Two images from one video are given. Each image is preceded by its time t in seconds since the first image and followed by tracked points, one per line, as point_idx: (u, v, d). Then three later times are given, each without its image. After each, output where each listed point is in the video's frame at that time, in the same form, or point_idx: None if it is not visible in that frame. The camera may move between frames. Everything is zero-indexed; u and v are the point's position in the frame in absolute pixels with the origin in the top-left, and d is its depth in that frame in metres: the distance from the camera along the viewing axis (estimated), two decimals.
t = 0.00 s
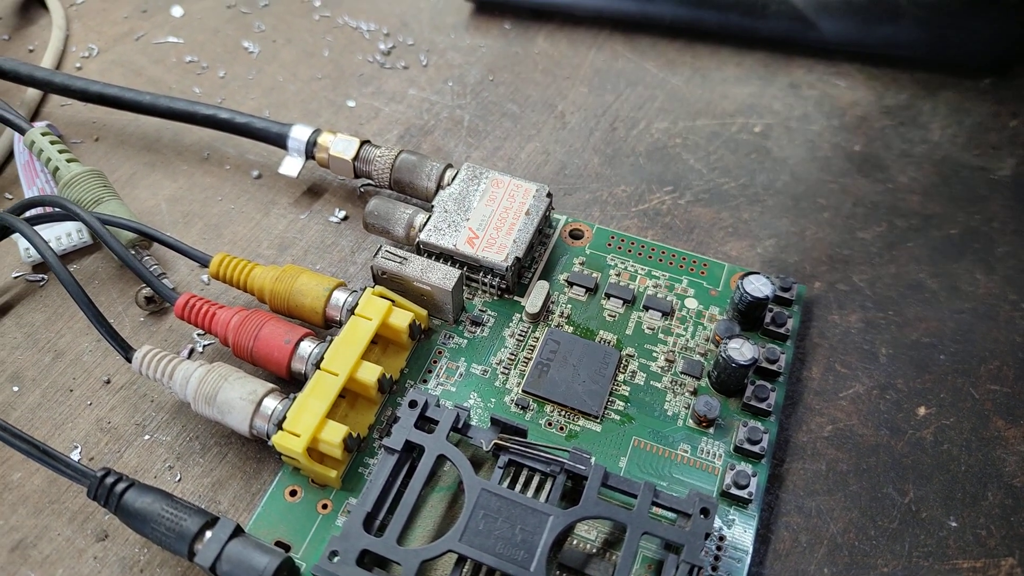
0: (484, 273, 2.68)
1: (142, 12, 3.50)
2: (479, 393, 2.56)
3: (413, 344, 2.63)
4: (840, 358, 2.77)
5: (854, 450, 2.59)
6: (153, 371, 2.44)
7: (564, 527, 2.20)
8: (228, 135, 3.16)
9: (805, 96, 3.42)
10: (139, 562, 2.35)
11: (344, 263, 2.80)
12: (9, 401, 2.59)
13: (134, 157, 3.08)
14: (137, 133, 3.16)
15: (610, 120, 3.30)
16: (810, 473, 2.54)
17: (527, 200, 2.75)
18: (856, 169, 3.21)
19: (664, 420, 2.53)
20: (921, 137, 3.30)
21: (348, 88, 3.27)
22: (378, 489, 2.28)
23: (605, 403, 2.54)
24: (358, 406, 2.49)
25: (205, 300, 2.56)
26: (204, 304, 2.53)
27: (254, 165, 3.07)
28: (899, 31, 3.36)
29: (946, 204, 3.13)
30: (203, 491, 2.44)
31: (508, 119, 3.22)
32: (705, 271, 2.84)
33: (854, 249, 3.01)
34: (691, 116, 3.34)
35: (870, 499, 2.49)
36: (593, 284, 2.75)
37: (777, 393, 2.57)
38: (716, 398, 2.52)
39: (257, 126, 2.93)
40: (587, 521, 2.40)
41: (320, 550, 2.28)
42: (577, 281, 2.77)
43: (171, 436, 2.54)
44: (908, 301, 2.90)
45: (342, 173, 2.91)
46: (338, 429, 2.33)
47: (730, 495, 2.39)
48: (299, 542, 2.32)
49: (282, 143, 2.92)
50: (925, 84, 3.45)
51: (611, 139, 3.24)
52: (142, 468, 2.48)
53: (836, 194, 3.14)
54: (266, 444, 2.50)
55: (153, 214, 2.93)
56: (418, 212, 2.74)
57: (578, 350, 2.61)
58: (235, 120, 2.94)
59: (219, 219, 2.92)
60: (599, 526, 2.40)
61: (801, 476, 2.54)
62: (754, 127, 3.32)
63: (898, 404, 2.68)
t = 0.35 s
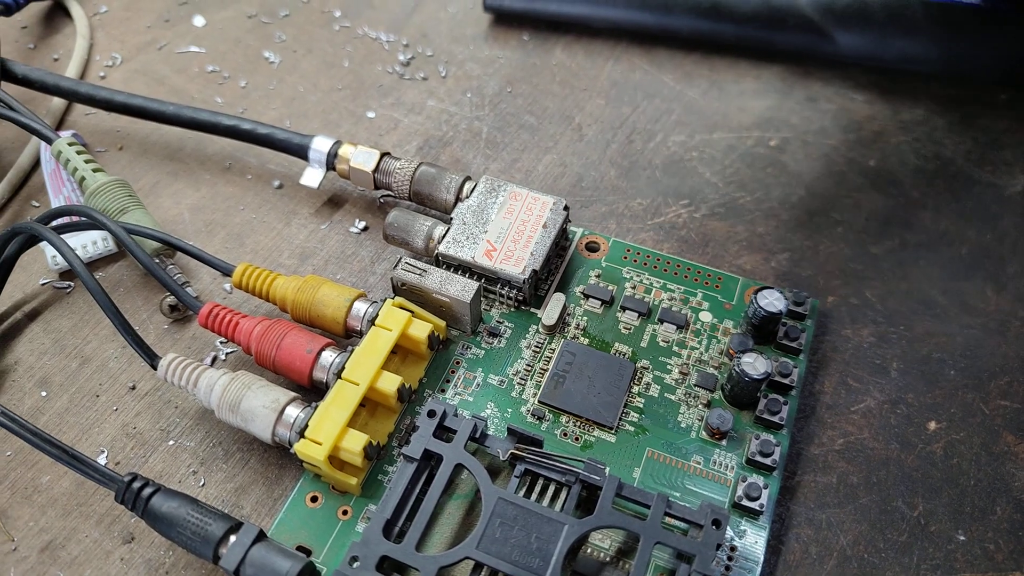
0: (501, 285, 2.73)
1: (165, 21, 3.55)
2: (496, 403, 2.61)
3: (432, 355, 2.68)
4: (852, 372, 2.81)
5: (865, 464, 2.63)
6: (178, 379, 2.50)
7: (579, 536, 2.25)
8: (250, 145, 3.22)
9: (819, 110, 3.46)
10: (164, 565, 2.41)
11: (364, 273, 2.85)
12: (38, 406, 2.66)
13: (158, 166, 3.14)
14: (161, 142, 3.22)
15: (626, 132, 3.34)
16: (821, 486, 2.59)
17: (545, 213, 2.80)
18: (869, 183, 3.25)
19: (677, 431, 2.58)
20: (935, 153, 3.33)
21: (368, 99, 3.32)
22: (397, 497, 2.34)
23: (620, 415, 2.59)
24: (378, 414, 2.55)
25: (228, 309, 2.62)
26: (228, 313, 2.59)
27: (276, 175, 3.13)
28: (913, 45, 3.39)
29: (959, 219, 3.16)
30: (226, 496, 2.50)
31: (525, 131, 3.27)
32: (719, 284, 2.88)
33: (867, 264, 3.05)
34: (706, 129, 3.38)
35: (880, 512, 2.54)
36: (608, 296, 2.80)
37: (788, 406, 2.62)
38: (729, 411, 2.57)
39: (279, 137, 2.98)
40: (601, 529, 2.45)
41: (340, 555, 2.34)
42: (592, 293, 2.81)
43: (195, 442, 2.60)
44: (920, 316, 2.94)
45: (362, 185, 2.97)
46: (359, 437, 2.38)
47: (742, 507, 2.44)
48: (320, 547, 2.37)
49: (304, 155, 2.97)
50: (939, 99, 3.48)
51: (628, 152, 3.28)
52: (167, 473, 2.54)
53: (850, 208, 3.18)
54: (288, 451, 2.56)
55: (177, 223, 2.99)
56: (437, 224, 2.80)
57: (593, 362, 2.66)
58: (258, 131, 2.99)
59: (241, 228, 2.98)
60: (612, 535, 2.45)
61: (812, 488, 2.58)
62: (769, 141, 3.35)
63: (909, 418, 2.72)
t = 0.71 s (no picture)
0: (508, 280, 2.72)
1: (168, 13, 3.52)
2: (503, 399, 2.60)
3: (438, 350, 2.67)
4: (859, 369, 2.80)
5: (872, 461, 2.62)
6: (183, 373, 2.49)
7: (585, 532, 2.25)
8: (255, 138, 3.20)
9: (827, 105, 3.44)
10: (169, 560, 2.40)
11: (370, 268, 2.84)
12: (41, 401, 2.65)
13: (162, 160, 3.12)
14: (164, 135, 3.20)
15: (633, 127, 3.32)
16: (827, 482, 2.58)
17: (552, 208, 2.79)
18: (877, 179, 3.24)
19: (684, 428, 2.57)
20: (943, 149, 3.32)
21: (373, 92, 3.30)
22: (404, 492, 2.33)
23: (627, 411, 2.58)
24: (384, 410, 2.54)
25: (233, 304, 2.61)
26: (233, 308, 2.57)
27: (281, 169, 3.11)
28: (924, 42, 3.36)
29: (966, 216, 3.15)
30: (231, 492, 2.49)
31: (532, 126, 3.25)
32: (727, 281, 2.88)
33: (874, 260, 3.04)
34: (714, 125, 3.36)
35: (886, 509, 2.54)
36: (616, 292, 2.79)
37: (795, 403, 2.61)
38: (736, 408, 2.56)
39: (284, 130, 2.96)
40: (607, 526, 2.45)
41: (346, 551, 2.33)
42: (600, 289, 2.80)
43: (200, 437, 2.59)
44: (927, 313, 2.93)
45: (368, 179, 2.95)
46: (365, 433, 2.37)
47: (748, 503, 2.44)
48: (326, 543, 2.37)
49: (309, 148, 2.95)
50: (947, 95, 3.47)
51: (635, 147, 3.26)
52: (172, 468, 2.53)
53: (857, 205, 3.17)
54: (293, 446, 2.55)
55: (181, 217, 2.97)
56: (444, 219, 2.78)
57: (600, 358, 2.65)
58: (262, 124, 2.97)
59: (246, 222, 2.96)
60: (619, 532, 2.44)
61: (818, 485, 2.58)
62: (777, 137, 3.34)
63: (916, 415, 2.72)
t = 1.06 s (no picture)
0: (516, 275, 2.71)
1: (173, 8, 3.51)
2: (511, 395, 2.60)
3: (446, 346, 2.67)
4: (868, 363, 2.80)
5: (881, 456, 2.62)
6: (191, 369, 2.48)
7: (595, 528, 2.25)
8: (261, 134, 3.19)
9: (835, 100, 3.43)
10: (179, 556, 2.40)
11: (377, 264, 2.83)
12: (50, 397, 2.65)
13: (168, 155, 3.11)
14: (169, 130, 3.19)
15: (639, 122, 3.31)
16: (836, 477, 2.58)
17: (560, 203, 2.79)
18: (885, 174, 3.23)
19: (693, 423, 2.57)
20: (951, 143, 3.31)
21: (379, 87, 3.29)
22: (413, 488, 2.33)
23: (635, 407, 2.58)
24: (392, 405, 2.54)
25: (241, 300, 2.60)
26: (241, 304, 2.57)
27: (287, 164, 3.10)
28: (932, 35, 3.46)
29: (974, 211, 3.14)
30: (240, 488, 2.49)
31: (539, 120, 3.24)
32: (735, 276, 2.87)
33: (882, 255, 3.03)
34: (721, 119, 3.35)
35: (895, 504, 2.53)
36: (623, 288, 2.78)
37: (804, 398, 2.61)
38: (745, 403, 2.56)
39: (291, 126, 2.95)
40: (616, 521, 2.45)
41: (356, 547, 2.34)
42: (607, 284, 2.79)
43: (208, 433, 2.59)
44: (935, 308, 2.93)
45: (375, 174, 2.94)
46: (375, 429, 2.37)
47: (757, 499, 2.44)
48: (335, 539, 2.37)
49: (316, 144, 2.94)
50: (954, 89, 3.45)
51: (641, 142, 3.25)
52: (181, 464, 2.53)
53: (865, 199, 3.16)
54: (302, 442, 2.55)
55: (187, 213, 2.96)
56: (451, 214, 2.78)
57: (608, 354, 2.65)
58: (268, 119, 2.97)
59: (253, 218, 2.95)
60: (628, 527, 2.44)
61: (827, 480, 2.58)
62: (784, 131, 3.33)
63: (925, 410, 2.71)
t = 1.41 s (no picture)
0: (526, 263, 2.72)
1: None
2: (520, 382, 2.61)
3: (455, 332, 2.68)
4: (874, 357, 2.81)
5: (885, 450, 2.64)
6: (202, 350, 2.49)
7: (602, 515, 2.27)
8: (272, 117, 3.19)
9: (846, 94, 3.43)
10: (188, 534, 2.42)
11: (387, 249, 2.84)
12: (60, 375, 2.66)
13: (179, 136, 3.11)
14: (180, 111, 3.19)
15: (652, 112, 3.27)
16: (841, 469, 2.60)
17: (571, 191, 2.79)
18: (894, 169, 3.23)
19: (700, 413, 2.59)
20: (961, 140, 3.32)
21: (391, 72, 3.29)
22: (422, 472, 2.35)
23: (643, 396, 2.59)
24: (402, 390, 2.55)
25: (251, 282, 2.61)
26: (252, 286, 2.58)
27: (298, 148, 3.10)
28: (945, 29, 3.45)
29: (982, 208, 3.15)
30: (249, 468, 2.51)
31: (550, 109, 3.24)
32: (744, 268, 2.88)
33: (890, 251, 3.04)
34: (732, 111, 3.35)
35: (898, 496, 2.56)
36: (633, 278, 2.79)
37: (811, 390, 2.63)
38: (752, 394, 2.58)
39: (303, 109, 2.95)
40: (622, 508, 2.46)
41: (364, 529, 2.35)
42: (617, 274, 2.80)
43: (218, 414, 2.60)
44: (942, 304, 2.94)
45: (386, 159, 2.94)
46: (385, 412, 2.39)
47: (762, 489, 2.46)
48: (343, 521, 2.39)
49: (328, 128, 2.94)
50: (965, 86, 3.46)
51: (653, 132, 3.21)
52: (190, 444, 2.55)
53: (874, 195, 3.17)
54: (311, 425, 2.56)
55: (198, 194, 2.96)
56: (462, 201, 2.78)
57: (617, 342, 2.66)
58: (281, 102, 2.96)
59: (263, 200, 2.95)
60: (634, 514, 2.46)
61: (832, 471, 2.60)
62: (795, 125, 3.33)
63: (930, 405, 2.73)
